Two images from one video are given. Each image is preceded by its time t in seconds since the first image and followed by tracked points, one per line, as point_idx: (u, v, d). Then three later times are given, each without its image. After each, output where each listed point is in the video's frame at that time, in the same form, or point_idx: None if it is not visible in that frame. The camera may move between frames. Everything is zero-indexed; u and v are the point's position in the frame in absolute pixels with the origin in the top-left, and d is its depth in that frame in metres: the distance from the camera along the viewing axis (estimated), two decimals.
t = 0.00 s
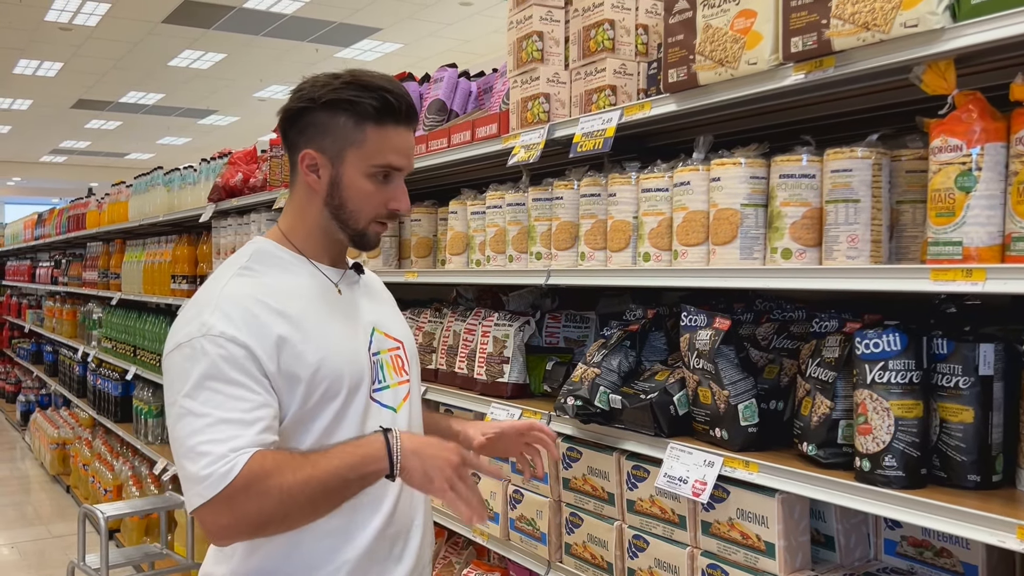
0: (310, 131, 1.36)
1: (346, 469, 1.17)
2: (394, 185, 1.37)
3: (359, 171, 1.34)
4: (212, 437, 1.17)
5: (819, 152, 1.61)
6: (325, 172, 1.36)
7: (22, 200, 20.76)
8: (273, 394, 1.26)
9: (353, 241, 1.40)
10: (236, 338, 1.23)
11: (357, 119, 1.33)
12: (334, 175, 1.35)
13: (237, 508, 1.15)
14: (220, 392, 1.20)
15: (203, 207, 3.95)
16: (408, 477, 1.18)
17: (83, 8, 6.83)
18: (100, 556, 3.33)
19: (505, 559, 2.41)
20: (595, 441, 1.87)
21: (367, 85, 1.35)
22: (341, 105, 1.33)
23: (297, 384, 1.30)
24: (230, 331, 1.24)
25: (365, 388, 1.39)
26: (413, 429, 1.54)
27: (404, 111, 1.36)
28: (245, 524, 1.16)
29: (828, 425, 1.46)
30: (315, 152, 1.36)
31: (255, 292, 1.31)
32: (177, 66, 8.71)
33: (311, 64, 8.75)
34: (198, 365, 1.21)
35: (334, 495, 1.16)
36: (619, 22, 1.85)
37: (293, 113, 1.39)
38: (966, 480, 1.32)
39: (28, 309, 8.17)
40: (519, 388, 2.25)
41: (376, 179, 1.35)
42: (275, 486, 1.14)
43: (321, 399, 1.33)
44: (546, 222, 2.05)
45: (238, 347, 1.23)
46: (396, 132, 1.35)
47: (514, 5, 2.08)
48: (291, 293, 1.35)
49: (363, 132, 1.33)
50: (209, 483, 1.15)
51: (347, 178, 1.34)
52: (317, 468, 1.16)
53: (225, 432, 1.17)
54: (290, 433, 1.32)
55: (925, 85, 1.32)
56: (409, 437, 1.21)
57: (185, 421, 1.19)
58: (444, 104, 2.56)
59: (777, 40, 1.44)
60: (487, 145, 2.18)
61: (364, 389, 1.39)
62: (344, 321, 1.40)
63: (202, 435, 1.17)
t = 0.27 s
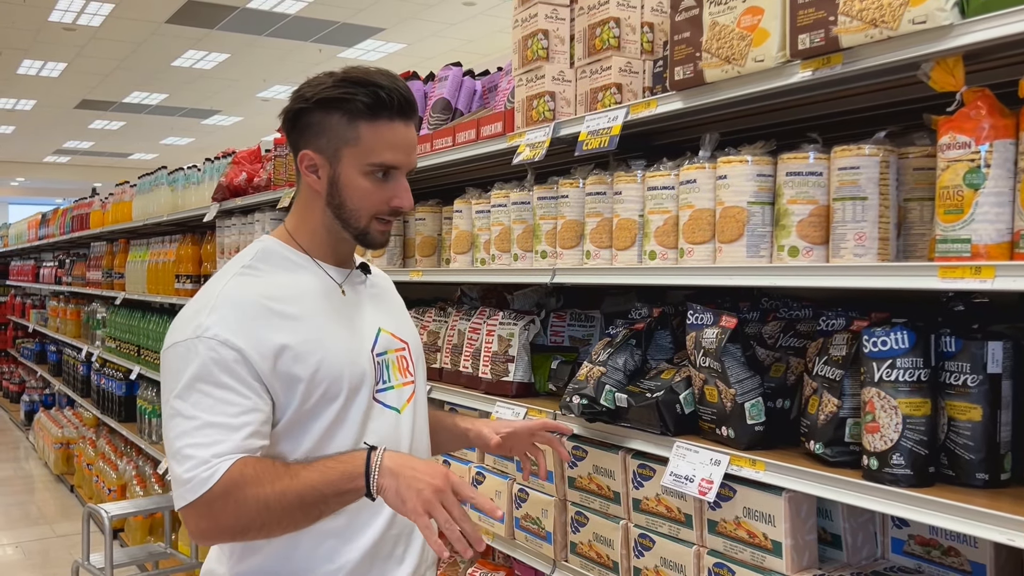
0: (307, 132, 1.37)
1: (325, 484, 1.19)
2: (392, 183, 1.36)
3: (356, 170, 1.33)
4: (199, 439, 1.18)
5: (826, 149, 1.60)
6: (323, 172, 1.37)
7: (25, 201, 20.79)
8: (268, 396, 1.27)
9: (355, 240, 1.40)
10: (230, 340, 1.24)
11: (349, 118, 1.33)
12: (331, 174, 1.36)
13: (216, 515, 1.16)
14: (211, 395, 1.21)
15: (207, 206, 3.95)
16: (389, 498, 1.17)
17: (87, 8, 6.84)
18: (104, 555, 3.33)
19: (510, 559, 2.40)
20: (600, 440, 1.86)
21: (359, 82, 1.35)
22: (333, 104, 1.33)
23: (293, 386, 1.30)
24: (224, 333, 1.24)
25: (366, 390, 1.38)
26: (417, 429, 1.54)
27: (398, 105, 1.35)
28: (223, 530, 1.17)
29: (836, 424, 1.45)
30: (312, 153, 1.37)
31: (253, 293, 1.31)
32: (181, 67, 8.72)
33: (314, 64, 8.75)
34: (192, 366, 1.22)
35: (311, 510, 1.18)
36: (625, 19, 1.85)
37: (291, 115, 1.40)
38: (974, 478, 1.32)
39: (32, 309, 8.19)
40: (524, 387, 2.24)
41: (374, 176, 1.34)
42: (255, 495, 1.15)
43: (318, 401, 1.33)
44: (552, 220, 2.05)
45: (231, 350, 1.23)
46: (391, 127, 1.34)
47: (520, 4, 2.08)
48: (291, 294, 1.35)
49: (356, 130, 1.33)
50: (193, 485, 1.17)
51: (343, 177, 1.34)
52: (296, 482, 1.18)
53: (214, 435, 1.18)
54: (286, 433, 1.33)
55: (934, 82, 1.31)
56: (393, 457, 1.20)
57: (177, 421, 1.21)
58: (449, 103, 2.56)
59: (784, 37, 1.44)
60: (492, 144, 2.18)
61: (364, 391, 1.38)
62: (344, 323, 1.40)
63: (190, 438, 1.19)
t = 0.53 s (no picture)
0: (297, 132, 1.37)
1: (299, 496, 1.18)
2: (383, 180, 1.35)
3: (346, 169, 1.33)
4: (172, 447, 1.20)
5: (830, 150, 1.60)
6: (314, 172, 1.37)
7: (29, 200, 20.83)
8: (246, 402, 1.27)
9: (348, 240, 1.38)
10: (206, 348, 1.24)
11: (339, 116, 1.33)
12: (321, 173, 1.35)
13: (192, 523, 1.18)
14: (186, 403, 1.22)
15: (210, 206, 3.96)
16: (364, 512, 1.15)
17: (90, 8, 6.85)
18: (108, 555, 3.34)
19: (514, 559, 2.41)
20: (604, 440, 1.86)
21: (350, 80, 1.35)
22: (323, 103, 1.34)
23: (273, 392, 1.29)
24: (201, 340, 1.25)
25: (351, 395, 1.36)
26: (410, 434, 1.50)
27: (388, 103, 1.34)
28: (200, 538, 1.19)
29: (839, 424, 1.45)
30: (302, 152, 1.37)
31: (232, 298, 1.31)
32: (184, 66, 8.73)
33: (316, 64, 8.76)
34: (170, 373, 1.24)
35: (286, 520, 1.18)
36: (628, 20, 1.85)
37: (282, 116, 1.41)
38: (978, 478, 1.32)
39: (35, 309, 8.20)
40: (528, 388, 2.25)
41: (365, 175, 1.33)
42: (228, 505, 1.16)
43: (299, 407, 1.32)
44: (555, 221, 2.05)
45: (207, 357, 1.24)
46: (382, 125, 1.34)
47: (523, 4, 2.09)
48: (272, 299, 1.34)
49: (346, 128, 1.32)
50: (168, 494, 1.19)
51: (333, 176, 1.34)
52: (269, 494, 1.17)
53: (187, 443, 1.20)
54: (268, 437, 1.33)
55: (937, 82, 1.31)
56: (367, 469, 1.17)
57: (156, 427, 1.23)
58: (452, 103, 2.56)
59: (788, 37, 1.44)
60: (496, 144, 2.18)
61: (349, 397, 1.36)
62: (328, 327, 1.37)
63: (165, 445, 1.21)
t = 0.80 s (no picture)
0: (268, 130, 1.38)
1: (247, 507, 1.17)
2: (356, 176, 1.34)
3: (318, 165, 1.32)
4: (129, 448, 1.22)
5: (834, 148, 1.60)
6: (286, 170, 1.37)
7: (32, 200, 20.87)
8: (207, 405, 1.27)
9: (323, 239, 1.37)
10: (167, 351, 1.26)
11: (307, 111, 1.32)
12: (292, 171, 1.35)
13: (144, 526, 1.19)
14: (145, 405, 1.24)
15: (214, 205, 3.96)
16: (312, 527, 1.12)
17: (94, 7, 6.86)
18: (112, 554, 3.34)
19: (517, 558, 2.41)
20: (607, 438, 1.86)
21: (319, 75, 1.35)
22: (291, 99, 1.34)
23: (236, 396, 1.29)
24: (162, 343, 1.27)
25: (321, 400, 1.35)
26: (392, 438, 1.47)
27: (358, 96, 1.33)
28: (154, 540, 1.21)
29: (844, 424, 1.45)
30: (272, 150, 1.38)
31: (198, 300, 1.32)
32: (187, 66, 8.75)
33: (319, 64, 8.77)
34: (132, 374, 1.26)
35: (234, 531, 1.17)
36: (632, 18, 1.85)
37: (255, 115, 1.41)
38: (983, 478, 1.31)
39: (39, 308, 8.20)
40: (531, 387, 2.24)
41: (336, 171, 1.33)
42: (178, 511, 1.17)
43: (264, 411, 1.31)
44: (559, 220, 2.05)
45: (165, 359, 1.25)
46: (352, 118, 1.33)
47: (527, 3, 2.08)
48: (239, 302, 1.34)
49: (314, 124, 1.32)
50: (122, 495, 1.21)
51: (304, 173, 1.34)
52: (217, 502, 1.17)
53: (143, 445, 1.22)
54: (238, 440, 1.33)
55: (943, 81, 1.31)
56: (317, 483, 1.14)
57: (118, 427, 1.26)
58: (456, 102, 2.56)
59: (792, 36, 1.43)
60: (500, 143, 2.18)
61: (319, 402, 1.34)
62: (297, 331, 1.36)
63: (124, 446, 1.23)
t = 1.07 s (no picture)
0: (249, 129, 1.39)
1: (219, 512, 1.17)
2: (339, 171, 1.35)
3: (300, 161, 1.33)
4: (104, 450, 1.23)
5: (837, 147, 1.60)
6: (268, 168, 1.37)
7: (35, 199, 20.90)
8: (185, 407, 1.28)
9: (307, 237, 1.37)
10: (144, 352, 1.26)
11: (288, 107, 1.33)
12: (274, 168, 1.36)
13: (117, 528, 1.19)
14: (120, 407, 1.24)
15: (217, 205, 3.97)
16: (288, 532, 1.13)
17: (97, 7, 6.86)
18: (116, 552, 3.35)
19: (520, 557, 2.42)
20: (611, 438, 1.87)
21: (299, 71, 1.36)
22: (272, 96, 1.34)
23: (213, 398, 1.29)
24: (139, 344, 1.27)
25: (301, 402, 1.34)
26: (376, 442, 1.47)
27: (339, 91, 1.35)
28: (126, 543, 1.20)
29: (848, 423, 1.45)
30: (253, 148, 1.38)
31: (176, 302, 1.32)
32: (189, 65, 8.76)
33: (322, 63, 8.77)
34: (108, 375, 1.27)
35: (206, 535, 1.17)
36: (635, 18, 1.85)
37: (235, 114, 1.42)
38: (986, 477, 1.31)
39: (42, 307, 8.21)
40: (534, 385, 2.25)
41: (319, 167, 1.33)
42: (149, 516, 1.17)
43: (243, 414, 1.31)
44: (562, 219, 2.05)
45: (142, 361, 1.26)
46: (334, 113, 1.34)
47: (530, 2, 2.09)
48: (218, 304, 1.34)
49: (295, 120, 1.33)
50: (95, 497, 1.21)
51: (286, 170, 1.34)
52: (188, 506, 1.17)
53: (118, 447, 1.22)
54: (217, 441, 1.33)
55: (946, 80, 1.31)
56: (288, 487, 1.15)
57: (95, 429, 1.26)
58: (459, 101, 2.56)
59: (796, 35, 1.43)
60: (503, 142, 2.18)
61: (299, 403, 1.34)
62: (277, 332, 1.36)
63: (99, 447, 1.24)
